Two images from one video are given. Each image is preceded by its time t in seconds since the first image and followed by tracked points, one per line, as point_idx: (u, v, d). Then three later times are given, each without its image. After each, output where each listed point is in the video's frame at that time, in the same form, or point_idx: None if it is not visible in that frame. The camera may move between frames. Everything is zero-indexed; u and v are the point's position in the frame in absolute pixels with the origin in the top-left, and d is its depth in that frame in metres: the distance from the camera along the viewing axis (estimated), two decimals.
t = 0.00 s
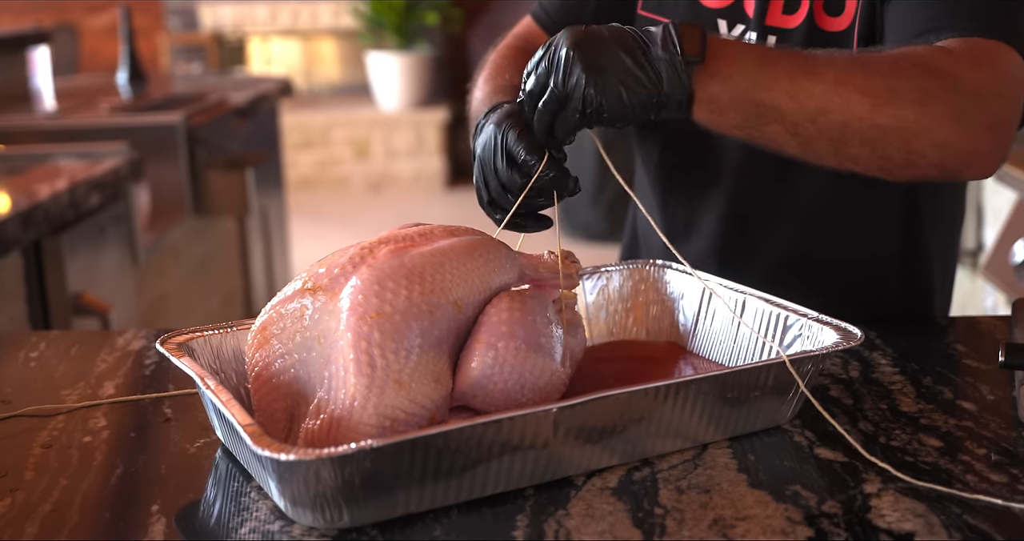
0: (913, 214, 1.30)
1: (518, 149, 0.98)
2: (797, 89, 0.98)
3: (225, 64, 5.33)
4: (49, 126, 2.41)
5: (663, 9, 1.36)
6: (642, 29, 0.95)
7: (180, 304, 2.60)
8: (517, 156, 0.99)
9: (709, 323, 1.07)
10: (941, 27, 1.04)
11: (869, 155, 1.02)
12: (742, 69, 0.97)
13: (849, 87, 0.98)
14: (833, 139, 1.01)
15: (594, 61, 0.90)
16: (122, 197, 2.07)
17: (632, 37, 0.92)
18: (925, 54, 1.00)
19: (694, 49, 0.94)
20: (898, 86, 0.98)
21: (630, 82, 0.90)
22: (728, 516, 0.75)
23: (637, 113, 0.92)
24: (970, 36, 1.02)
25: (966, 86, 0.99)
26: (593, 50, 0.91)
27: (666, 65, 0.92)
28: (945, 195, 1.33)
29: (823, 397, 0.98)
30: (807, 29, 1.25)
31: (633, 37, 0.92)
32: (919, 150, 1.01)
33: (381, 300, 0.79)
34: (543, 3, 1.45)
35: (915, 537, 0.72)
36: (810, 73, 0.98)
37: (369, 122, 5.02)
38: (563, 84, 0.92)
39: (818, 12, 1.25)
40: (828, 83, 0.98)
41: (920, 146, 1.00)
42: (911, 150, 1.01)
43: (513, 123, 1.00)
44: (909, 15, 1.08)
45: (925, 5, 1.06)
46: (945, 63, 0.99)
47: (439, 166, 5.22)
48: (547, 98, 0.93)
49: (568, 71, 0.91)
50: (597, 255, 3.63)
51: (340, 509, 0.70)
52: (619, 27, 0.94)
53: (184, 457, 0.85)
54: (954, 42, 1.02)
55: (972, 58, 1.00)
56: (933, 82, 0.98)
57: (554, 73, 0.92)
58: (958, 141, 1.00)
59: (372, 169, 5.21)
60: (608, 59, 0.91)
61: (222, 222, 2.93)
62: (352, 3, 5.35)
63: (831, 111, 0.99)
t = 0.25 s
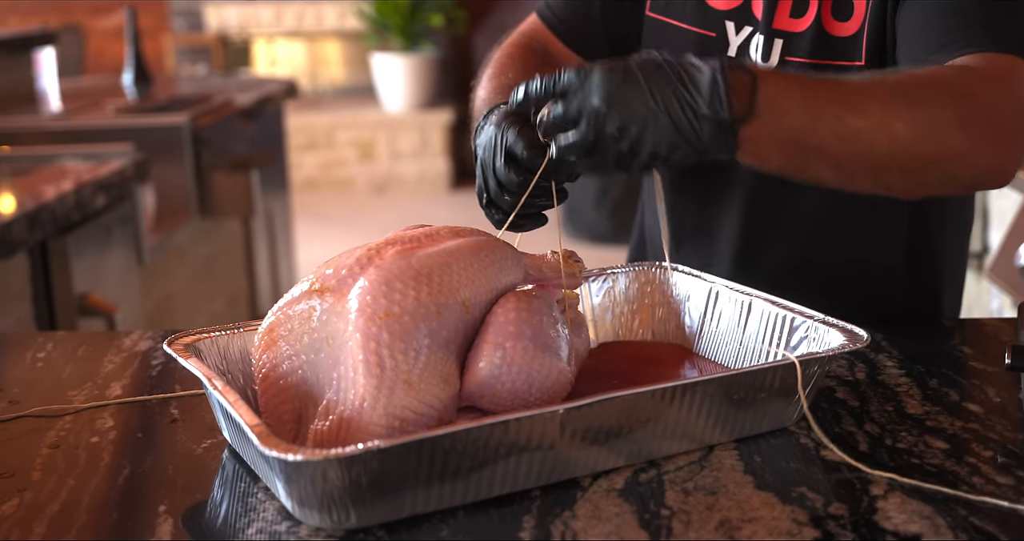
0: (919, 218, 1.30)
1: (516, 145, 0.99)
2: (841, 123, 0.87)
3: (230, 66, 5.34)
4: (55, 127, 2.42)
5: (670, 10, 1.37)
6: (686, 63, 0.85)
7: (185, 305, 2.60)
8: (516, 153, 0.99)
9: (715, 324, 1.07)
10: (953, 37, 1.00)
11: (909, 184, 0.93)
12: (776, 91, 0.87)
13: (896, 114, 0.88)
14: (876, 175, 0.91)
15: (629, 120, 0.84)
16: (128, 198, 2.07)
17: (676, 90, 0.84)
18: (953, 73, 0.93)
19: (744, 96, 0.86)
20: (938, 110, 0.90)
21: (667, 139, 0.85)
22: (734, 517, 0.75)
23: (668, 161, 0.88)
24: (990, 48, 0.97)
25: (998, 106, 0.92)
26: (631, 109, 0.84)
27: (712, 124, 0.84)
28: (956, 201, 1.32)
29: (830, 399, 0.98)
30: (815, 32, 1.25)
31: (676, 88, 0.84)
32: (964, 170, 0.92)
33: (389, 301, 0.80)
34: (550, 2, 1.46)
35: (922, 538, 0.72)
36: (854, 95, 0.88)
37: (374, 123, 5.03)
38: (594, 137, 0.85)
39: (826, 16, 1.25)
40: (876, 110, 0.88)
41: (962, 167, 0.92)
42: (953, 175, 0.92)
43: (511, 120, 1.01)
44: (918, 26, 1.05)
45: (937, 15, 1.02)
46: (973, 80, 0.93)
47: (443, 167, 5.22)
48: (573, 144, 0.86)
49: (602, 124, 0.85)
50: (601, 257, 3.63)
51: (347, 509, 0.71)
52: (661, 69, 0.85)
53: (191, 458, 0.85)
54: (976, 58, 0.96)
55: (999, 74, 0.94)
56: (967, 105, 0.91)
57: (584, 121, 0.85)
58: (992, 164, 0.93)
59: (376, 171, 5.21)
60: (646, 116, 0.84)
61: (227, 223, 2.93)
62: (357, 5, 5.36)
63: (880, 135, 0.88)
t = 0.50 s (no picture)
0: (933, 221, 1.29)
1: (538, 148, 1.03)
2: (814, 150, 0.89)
3: (239, 67, 5.36)
4: (65, 128, 2.42)
5: (684, 11, 1.38)
6: (644, 134, 0.87)
7: (194, 305, 2.61)
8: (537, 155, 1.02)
9: (725, 325, 1.07)
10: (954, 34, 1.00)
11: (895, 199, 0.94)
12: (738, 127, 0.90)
13: (866, 137, 0.91)
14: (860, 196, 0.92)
15: (612, 208, 0.87)
16: (139, 199, 2.08)
17: (638, 168, 0.86)
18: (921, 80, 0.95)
19: (710, 157, 0.87)
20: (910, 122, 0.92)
21: (654, 214, 0.87)
22: (745, 518, 0.75)
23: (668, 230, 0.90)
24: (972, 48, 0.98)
25: (972, 105, 0.94)
26: (607, 197, 0.86)
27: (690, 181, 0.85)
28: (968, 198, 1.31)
29: (840, 401, 0.97)
30: (828, 34, 1.24)
31: (642, 166, 0.86)
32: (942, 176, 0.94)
33: (401, 303, 0.80)
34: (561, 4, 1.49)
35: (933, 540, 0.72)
36: (821, 123, 0.91)
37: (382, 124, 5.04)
38: (588, 231, 0.88)
39: (839, 16, 1.24)
40: (847, 135, 0.90)
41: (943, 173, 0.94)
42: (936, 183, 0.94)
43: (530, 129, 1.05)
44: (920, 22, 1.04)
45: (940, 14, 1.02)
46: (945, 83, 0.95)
47: (452, 168, 5.23)
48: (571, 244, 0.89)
49: (597, 222, 0.87)
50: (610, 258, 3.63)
51: (358, 510, 0.71)
52: (622, 150, 0.87)
53: (202, 458, 0.85)
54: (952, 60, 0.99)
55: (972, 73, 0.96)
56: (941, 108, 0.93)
57: (572, 221, 0.88)
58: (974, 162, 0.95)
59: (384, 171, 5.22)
60: (626, 200, 0.86)
61: (236, 223, 2.94)
62: (365, 6, 5.37)
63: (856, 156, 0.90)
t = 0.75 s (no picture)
0: (927, 216, 1.30)
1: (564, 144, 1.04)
2: (768, 152, 0.93)
3: (239, 67, 5.36)
4: (65, 128, 2.42)
5: (681, 10, 1.38)
6: (599, 155, 0.91)
7: (195, 306, 2.61)
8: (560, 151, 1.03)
9: (726, 325, 1.07)
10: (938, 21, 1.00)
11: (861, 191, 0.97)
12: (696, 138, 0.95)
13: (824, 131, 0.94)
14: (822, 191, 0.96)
15: (575, 229, 0.91)
16: (139, 199, 2.08)
17: (594, 193, 0.90)
18: (887, 70, 0.97)
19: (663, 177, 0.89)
20: (867, 113, 0.94)
21: (617, 232, 0.91)
22: (745, 518, 0.75)
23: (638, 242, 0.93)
24: (947, 32, 0.99)
25: (938, 92, 0.95)
26: (570, 219, 0.91)
27: (644, 206, 0.89)
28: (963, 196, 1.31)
29: (839, 400, 0.97)
30: (818, 28, 1.24)
31: (599, 188, 0.90)
32: (909, 166, 0.95)
33: (401, 303, 0.80)
34: (563, 7, 1.50)
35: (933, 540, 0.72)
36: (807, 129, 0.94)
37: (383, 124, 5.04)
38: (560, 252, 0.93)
39: (830, 10, 1.24)
40: (800, 133, 0.94)
41: (910, 161, 0.95)
42: (901, 172, 0.96)
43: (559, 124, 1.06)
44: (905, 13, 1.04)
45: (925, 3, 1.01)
46: (909, 71, 0.96)
47: (452, 168, 5.23)
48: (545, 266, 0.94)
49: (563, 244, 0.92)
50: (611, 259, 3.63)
51: (358, 510, 0.71)
52: (579, 173, 0.91)
53: (202, 458, 0.85)
54: (924, 46, 0.99)
55: (941, 60, 0.97)
56: (902, 96, 0.94)
57: (544, 244, 0.93)
58: (944, 147, 0.95)
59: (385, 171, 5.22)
60: (587, 222, 0.91)
61: (237, 224, 2.94)
62: (366, 6, 5.37)
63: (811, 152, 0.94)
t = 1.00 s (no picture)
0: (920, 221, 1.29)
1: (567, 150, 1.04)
2: (763, 172, 0.96)
3: (233, 69, 5.36)
4: (58, 131, 2.42)
5: (669, 15, 1.38)
6: (598, 159, 0.93)
7: (188, 308, 2.61)
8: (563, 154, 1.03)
9: (716, 326, 1.07)
10: (932, 42, 1.00)
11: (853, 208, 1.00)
12: (696, 149, 0.96)
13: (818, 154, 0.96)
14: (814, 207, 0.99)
15: (573, 229, 0.92)
16: (131, 202, 2.08)
17: (593, 196, 0.92)
18: (886, 94, 0.98)
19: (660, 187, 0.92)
20: (863, 139, 0.96)
21: (613, 234, 0.93)
22: (734, 519, 0.75)
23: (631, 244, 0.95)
24: (947, 55, 0.99)
25: (933, 119, 0.96)
26: (567, 221, 0.92)
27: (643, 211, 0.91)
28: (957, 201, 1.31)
29: (830, 400, 0.98)
30: (804, 33, 1.25)
31: (598, 191, 0.92)
32: (902, 190, 0.98)
33: (393, 304, 0.80)
34: (558, 17, 1.51)
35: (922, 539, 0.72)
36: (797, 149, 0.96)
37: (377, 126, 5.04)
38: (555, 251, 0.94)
39: (816, 16, 1.24)
40: (795, 155, 0.96)
41: (904, 186, 0.98)
42: (894, 194, 0.99)
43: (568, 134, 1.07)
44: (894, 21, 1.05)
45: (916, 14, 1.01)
46: (909, 96, 0.97)
47: (446, 170, 5.23)
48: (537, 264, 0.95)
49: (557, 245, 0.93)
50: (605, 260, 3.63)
51: (348, 512, 0.71)
52: (578, 174, 0.92)
53: (193, 460, 0.85)
54: (922, 69, 1.00)
55: (940, 85, 0.97)
56: (899, 124, 0.96)
57: (539, 242, 0.94)
58: (939, 173, 0.97)
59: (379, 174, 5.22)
60: (585, 222, 0.92)
61: (230, 227, 2.94)
62: (360, 8, 5.37)
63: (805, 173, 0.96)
